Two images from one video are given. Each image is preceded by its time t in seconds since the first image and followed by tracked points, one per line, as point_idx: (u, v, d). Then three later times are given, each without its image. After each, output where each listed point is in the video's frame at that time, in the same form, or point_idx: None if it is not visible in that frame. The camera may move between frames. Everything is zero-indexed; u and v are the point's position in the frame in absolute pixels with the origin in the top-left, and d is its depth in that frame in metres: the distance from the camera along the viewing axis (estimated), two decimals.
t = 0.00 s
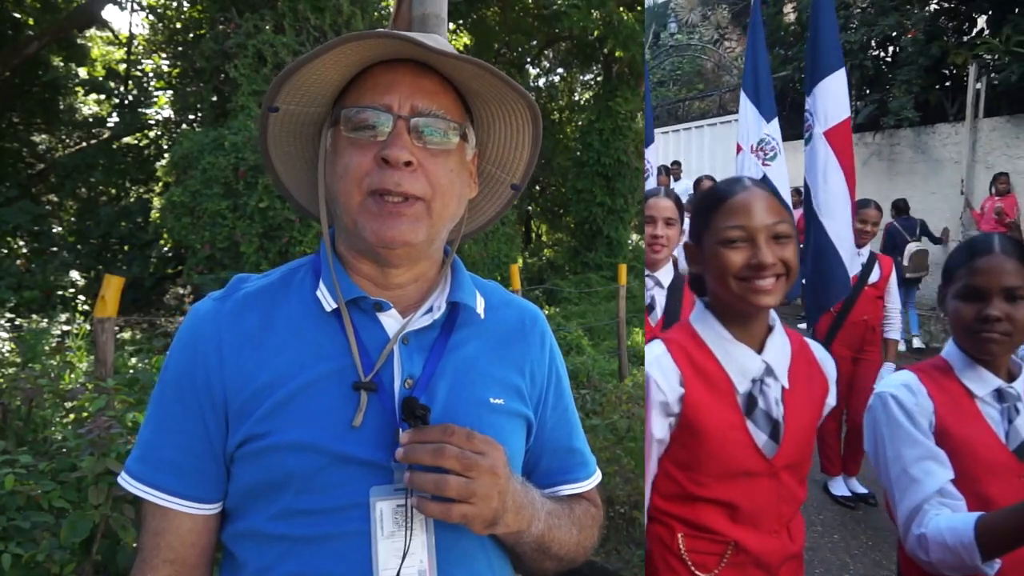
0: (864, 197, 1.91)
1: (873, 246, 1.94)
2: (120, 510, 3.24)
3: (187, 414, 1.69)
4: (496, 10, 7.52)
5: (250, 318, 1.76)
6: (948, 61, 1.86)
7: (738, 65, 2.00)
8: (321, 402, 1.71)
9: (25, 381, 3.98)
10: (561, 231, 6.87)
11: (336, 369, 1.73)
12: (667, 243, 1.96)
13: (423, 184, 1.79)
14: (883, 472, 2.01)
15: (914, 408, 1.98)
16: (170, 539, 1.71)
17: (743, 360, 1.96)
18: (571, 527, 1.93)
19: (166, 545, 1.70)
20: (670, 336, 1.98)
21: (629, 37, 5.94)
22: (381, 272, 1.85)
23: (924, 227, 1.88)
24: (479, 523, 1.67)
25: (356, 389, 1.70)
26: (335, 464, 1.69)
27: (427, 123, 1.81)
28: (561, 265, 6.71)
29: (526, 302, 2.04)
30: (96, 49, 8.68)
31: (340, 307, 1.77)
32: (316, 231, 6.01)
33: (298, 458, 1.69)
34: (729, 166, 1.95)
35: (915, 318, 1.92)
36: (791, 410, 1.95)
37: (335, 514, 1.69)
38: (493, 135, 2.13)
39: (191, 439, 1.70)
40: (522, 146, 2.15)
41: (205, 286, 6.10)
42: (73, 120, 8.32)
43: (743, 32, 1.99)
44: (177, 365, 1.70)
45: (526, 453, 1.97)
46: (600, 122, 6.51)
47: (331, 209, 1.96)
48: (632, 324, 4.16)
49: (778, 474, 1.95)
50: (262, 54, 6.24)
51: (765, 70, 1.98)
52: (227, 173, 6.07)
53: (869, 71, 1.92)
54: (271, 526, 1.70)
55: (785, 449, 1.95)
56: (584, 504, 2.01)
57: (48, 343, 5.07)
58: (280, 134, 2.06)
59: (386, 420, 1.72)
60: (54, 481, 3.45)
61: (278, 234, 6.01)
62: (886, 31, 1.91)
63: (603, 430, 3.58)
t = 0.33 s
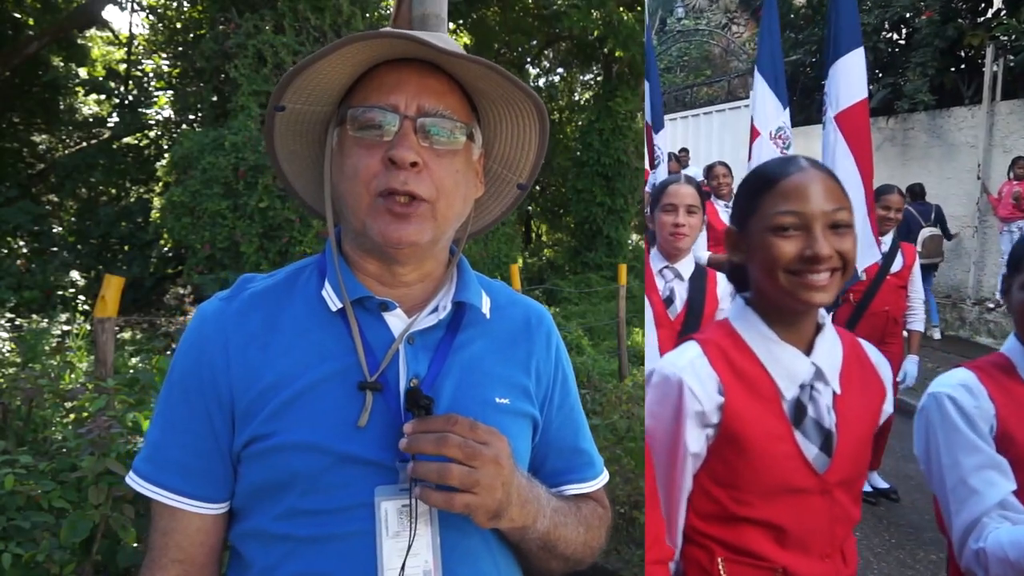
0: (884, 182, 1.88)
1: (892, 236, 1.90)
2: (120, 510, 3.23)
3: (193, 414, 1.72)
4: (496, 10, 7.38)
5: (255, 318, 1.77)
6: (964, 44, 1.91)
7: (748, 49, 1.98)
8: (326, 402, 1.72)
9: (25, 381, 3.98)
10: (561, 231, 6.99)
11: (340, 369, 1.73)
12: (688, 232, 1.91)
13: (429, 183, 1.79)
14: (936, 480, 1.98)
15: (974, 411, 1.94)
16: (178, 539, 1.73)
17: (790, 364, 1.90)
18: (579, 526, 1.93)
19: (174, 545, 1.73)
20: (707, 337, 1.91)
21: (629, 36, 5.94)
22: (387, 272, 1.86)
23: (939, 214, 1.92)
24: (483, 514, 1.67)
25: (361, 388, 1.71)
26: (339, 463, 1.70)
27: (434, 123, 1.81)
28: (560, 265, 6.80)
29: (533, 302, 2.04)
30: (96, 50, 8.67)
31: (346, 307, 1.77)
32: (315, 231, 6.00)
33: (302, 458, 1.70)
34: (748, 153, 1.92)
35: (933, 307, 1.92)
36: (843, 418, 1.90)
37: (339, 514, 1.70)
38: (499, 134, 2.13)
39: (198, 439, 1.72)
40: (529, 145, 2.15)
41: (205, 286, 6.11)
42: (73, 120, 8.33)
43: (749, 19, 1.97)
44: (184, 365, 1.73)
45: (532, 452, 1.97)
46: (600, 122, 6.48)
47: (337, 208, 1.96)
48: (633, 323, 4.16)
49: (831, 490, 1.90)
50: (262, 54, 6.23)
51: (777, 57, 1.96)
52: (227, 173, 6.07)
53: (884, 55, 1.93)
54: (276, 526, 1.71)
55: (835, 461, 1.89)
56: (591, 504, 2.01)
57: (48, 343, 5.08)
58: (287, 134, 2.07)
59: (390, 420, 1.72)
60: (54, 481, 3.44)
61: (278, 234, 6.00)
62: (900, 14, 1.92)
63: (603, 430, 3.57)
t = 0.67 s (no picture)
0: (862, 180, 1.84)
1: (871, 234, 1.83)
2: (120, 510, 3.22)
3: (197, 416, 1.72)
4: (496, 10, 7.36)
5: (258, 319, 1.77)
6: (935, 40, 1.88)
7: (721, 43, 1.92)
8: (330, 403, 1.72)
9: (26, 381, 3.99)
10: (561, 231, 7.05)
11: (343, 369, 1.73)
12: (671, 230, 1.85)
13: (430, 182, 1.79)
14: (936, 493, 1.93)
15: (985, 425, 1.89)
16: (184, 540, 1.74)
17: (792, 379, 1.87)
18: (585, 526, 1.93)
19: (180, 546, 1.73)
20: (701, 348, 1.87)
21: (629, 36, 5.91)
22: (389, 271, 1.85)
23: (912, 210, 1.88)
24: (489, 520, 1.68)
25: (365, 388, 1.71)
26: (342, 464, 1.70)
27: (435, 121, 1.80)
28: (560, 264, 7.06)
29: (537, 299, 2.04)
30: (96, 49, 8.60)
31: (348, 307, 1.77)
32: (315, 231, 5.99)
33: (306, 457, 1.70)
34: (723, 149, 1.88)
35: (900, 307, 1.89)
36: (848, 441, 1.88)
37: (344, 515, 1.70)
38: (501, 132, 2.12)
39: (202, 442, 1.72)
40: (531, 142, 2.14)
41: (204, 286, 6.11)
42: (73, 120, 8.31)
43: (723, 12, 1.91)
44: (187, 367, 1.73)
45: (537, 451, 1.96)
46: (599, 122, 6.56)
47: (340, 207, 1.96)
48: (633, 322, 4.15)
49: (835, 518, 1.89)
50: (261, 54, 6.22)
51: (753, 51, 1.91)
52: (226, 173, 6.07)
53: (855, 50, 1.91)
54: (281, 526, 1.72)
55: (840, 488, 1.88)
56: (597, 503, 2.01)
57: (48, 343, 5.08)
58: (289, 133, 2.06)
59: (394, 419, 1.72)
60: (54, 481, 3.44)
61: (278, 234, 6.00)
62: (871, 10, 1.90)
63: (604, 429, 3.55)
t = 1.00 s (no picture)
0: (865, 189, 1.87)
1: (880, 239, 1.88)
2: (120, 509, 3.21)
3: (201, 422, 1.72)
4: (496, 10, 7.36)
5: (260, 324, 1.77)
6: (929, 51, 1.99)
7: (716, 53, 1.97)
8: (332, 407, 1.72)
9: (26, 381, 4.00)
10: (561, 231, 7.05)
11: (344, 373, 1.73)
12: (667, 243, 1.90)
13: (430, 186, 1.79)
14: (947, 515, 2.04)
15: (999, 450, 2.01)
16: (188, 544, 1.73)
17: (795, 406, 1.91)
18: (589, 529, 1.93)
19: (184, 550, 1.73)
20: (700, 376, 1.91)
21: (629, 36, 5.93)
22: (389, 274, 1.85)
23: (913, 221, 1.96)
24: (493, 527, 1.69)
25: (367, 392, 1.71)
26: (346, 468, 1.70)
27: (435, 124, 1.80)
28: (560, 264, 7.06)
29: (539, 301, 2.04)
30: (96, 49, 8.64)
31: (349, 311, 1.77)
32: (315, 231, 5.99)
33: (310, 462, 1.70)
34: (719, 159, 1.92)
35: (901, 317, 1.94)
36: (853, 468, 1.92)
37: (348, 520, 1.70)
38: (501, 133, 2.12)
39: (205, 447, 1.72)
40: (531, 143, 2.14)
41: (205, 286, 6.11)
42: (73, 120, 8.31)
43: (716, 22, 1.96)
44: (190, 371, 1.73)
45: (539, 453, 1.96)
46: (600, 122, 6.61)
47: (340, 210, 1.96)
48: (633, 322, 4.15)
49: (843, 551, 1.94)
50: (261, 54, 6.22)
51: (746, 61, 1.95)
52: (227, 173, 6.07)
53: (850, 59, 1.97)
54: (285, 531, 1.72)
55: (848, 520, 1.93)
56: (600, 504, 2.01)
57: (48, 343, 5.08)
58: (288, 136, 2.06)
59: (395, 422, 1.72)
60: (54, 481, 3.44)
61: (278, 234, 5.99)
62: (867, 20, 1.97)
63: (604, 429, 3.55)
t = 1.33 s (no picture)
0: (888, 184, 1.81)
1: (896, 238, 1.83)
2: (120, 510, 3.22)
3: (198, 422, 1.72)
4: (496, 10, 7.34)
5: (258, 325, 1.77)
6: (971, 41, 1.85)
7: (751, 46, 1.91)
8: (330, 408, 1.72)
9: (26, 381, 4.00)
10: (561, 231, 7.06)
11: (344, 375, 1.73)
12: (684, 237, 1.83)
13: (429, 185, 1.79)
14: (959, 523, 2.03)
15: (1010, 452, 1.99)
16: (187, 546, 1.74)
17: (792, 407, 1.82)
18: (586, 532, 1.94)
19: (182, 552, 1.74)
20: (694, 374, 1.84)
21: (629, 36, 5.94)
22: (388, 274, 1.85)
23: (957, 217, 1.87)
24: (491, 536, 1.69)
25: (365, 393, 1.71)
26: (344, 470, 1.70)
27: (434, 124, 1.80)
28: (560, 264, 7.06)
29: (538, 302, 2.04)
30: (96, 49, 8.69)
31: (348, 312, 1.77)
32: (315, 231, 5.99)
33: (308, 463, 1.70)
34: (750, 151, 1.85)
35: (942, 315, 1.89)
36: (852, 468, 1.82)
37: (345, 523, 1.70)
38: (499, 134, 2.12)
39: (203, 447, 1.72)
40: (530, 143, 2.14)
41: (205, 286, 6.11)
42: (73, 120, 8.31)
43: (753, 15, 1.90)
44: (188, 370, 1.73)
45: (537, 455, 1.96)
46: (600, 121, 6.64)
47: (339, 210, 1.96)
48: (633, 323, 4.14)
49: (840, 553, 1.84)
50: (262, 54, 6.21)
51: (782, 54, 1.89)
52: (227, 173, 6.07)
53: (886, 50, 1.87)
54: (282, 533, 1.72)
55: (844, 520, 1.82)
56: (598, 507, 2.01)
57: (48, 343, 5.08)
58: (287, 136, 2.06)
59: (393, 424, 1.72)
60: (54, 481, 3.45)
61: (278, 234, 5.99)
62: (906, 10, 1.85)
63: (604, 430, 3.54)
